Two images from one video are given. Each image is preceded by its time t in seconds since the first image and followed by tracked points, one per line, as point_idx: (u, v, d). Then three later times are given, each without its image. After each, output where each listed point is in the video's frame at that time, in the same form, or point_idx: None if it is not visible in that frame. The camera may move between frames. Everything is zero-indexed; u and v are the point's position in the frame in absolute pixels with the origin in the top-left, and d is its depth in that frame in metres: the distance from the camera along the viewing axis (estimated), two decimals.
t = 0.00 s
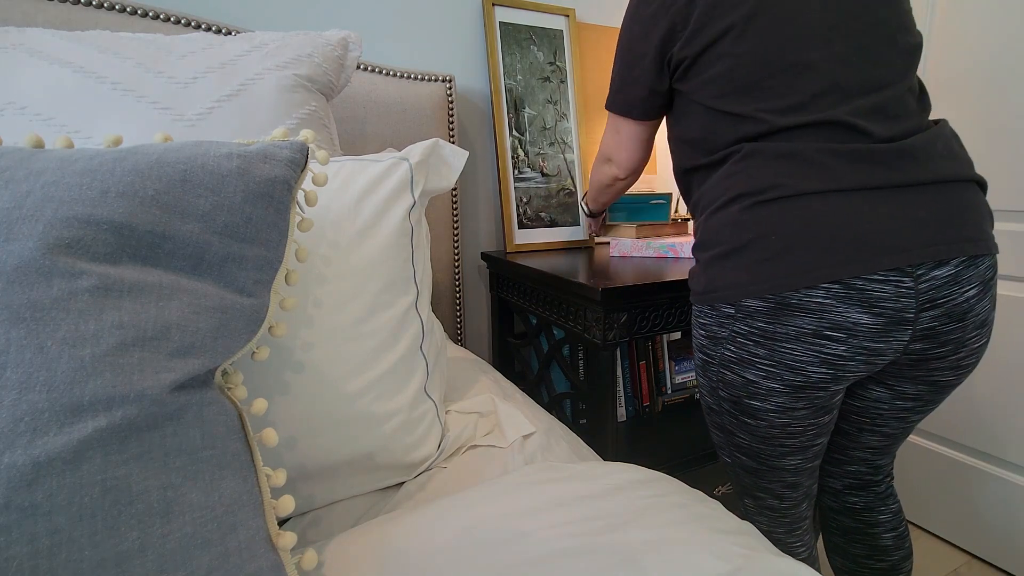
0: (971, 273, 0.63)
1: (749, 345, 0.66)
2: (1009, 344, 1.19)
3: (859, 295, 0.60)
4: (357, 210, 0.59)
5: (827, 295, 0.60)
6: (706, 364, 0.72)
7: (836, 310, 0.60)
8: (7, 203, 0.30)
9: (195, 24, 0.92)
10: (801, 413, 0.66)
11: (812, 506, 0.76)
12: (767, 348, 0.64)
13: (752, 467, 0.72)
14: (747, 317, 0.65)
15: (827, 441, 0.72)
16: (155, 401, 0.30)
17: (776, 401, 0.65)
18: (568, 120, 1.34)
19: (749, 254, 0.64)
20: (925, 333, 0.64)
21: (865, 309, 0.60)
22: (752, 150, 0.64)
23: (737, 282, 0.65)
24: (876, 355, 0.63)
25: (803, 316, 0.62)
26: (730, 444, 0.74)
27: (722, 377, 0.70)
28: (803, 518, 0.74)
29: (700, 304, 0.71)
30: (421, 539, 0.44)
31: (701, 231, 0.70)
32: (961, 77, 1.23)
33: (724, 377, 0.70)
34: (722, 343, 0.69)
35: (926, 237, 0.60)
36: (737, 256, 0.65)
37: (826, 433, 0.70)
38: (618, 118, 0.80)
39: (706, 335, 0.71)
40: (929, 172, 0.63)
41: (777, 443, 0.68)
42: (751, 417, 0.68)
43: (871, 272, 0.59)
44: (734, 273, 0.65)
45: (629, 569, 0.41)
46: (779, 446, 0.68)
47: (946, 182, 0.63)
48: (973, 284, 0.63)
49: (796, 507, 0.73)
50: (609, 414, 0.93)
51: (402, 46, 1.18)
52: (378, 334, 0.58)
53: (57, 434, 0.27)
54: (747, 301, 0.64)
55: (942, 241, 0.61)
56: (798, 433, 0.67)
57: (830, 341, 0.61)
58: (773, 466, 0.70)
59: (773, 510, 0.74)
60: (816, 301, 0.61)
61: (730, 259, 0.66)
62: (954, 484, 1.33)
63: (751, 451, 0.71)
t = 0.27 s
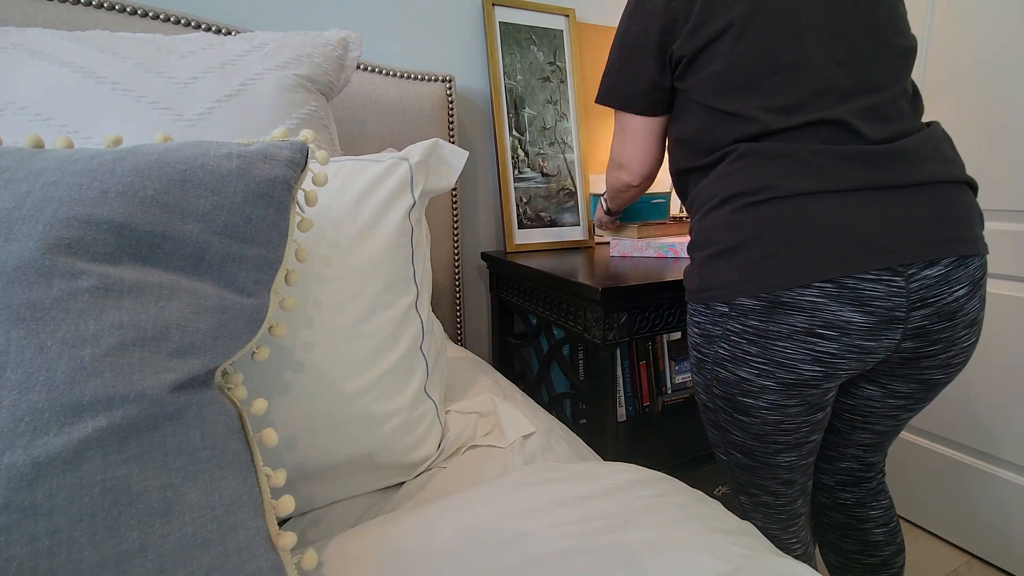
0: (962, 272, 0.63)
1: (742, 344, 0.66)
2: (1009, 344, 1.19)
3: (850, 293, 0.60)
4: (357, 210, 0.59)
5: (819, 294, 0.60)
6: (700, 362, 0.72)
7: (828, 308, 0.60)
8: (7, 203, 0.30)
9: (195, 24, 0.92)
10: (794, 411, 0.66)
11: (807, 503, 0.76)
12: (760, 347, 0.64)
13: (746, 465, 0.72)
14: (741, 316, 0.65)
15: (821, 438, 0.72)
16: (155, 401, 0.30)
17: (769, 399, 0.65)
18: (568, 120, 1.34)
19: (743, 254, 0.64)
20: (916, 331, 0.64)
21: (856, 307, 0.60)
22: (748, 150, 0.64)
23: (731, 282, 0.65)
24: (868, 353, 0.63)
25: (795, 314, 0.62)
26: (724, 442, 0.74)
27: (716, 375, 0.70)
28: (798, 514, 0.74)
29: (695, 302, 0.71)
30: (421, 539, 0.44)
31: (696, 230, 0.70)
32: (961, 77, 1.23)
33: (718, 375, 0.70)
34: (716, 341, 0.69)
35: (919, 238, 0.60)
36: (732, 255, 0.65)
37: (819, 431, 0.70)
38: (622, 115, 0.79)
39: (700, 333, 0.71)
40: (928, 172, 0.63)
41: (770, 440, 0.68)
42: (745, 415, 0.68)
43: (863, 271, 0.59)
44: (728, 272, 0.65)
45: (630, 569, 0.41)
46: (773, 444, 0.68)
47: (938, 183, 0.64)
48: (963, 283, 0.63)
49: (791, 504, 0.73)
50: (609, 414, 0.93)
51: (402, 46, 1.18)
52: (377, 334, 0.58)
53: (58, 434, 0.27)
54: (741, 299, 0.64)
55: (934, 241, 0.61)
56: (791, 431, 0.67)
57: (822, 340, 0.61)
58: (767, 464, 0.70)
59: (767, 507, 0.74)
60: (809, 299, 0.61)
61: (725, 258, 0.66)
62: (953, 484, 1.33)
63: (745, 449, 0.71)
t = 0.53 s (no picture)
0: (973, 276, 0.63)
1: (751, 346, 0.66)
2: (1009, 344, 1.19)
3: (863, 296, 0.60)
4: (357, 210, 0.59)
5: (833, 296, 0.60)
6: (707, 364, 0.72)
7: (841, 311, 0.60)
8: (7, 203, 0.30)
9: (195, 24, 0.92)
10: (802, 413, 0.66)
11: (810, 505, 0.76)
12: (770, 349, 0.64)
13: (751, 467, 0.72)
14: (751, 318, 0.65)
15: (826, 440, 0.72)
16: (155, 401, 0.30)
17: (778, 401, 0.65)
18: (569, 120, 1.33)
19: (754, 254, 0.64)
20: (926, 335, 0.64)
21: (869, 311, 0.60)
22: (760, 150, 0.63)
23: (740, 282, 0.65)
24: (879, 357, 0.63)
25: (807, 317, 0.61)
26: (729, 444, 0.74)
27: (723, 377, 0.70)
28: (801, 516, 0.74)
29: (702, 303, 0.71)
30: (421, 539, 0.44)
31: (706, 230, 0.70)
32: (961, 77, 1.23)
33: (725, 377, 0.70)
34: (724, 343, 0.69)
35: (927, 240, 0.60)
36: (741, 256, 0.65)
37: (825, 433, 0.70)
38: (624, 112, 0.79)
39: (707, 335, 0.71)
40: (929, 172, 0.63)
41: (776, 443, 0.68)
42: (752, 417, 0.68)
43: (877, 274, 0.59)
44: (738, 272, 0.65)
45: (629, 569, 0.41)
46: (779, 446, 0.68)
47: (947, 185, 0.63)
48: (974, 287, 0.64)
49: (795, 507, 0.73)
50: (609, 415, 0.93)
51: (402, 46, 1.18)
52: (378, 335, 0.58)
53: (57, 434, 0.27)
54: (752, 301, 0.64)
55: (944, 243, 0.61)
56: (798, 433, 0.67)
57: (834, 343, 0.62)
58: (772, 466, 0.70)
59: (770, 509, 0.74)
60: (822, 302, 0.61)
61: (734, 259, 0.66)
62: (953, 484, 1.33)
63: (751, 451, 0.71)
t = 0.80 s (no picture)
0: (980, 278, 0.63)
1: (756, 347, 0.66)
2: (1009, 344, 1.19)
3: (869, 298, 0.60)
4: (357, 210, 0.59)
5: (838, 298, 0.60)
6: (711, 365, 0.72)
7: (847, 313, 0.60)
8: (7, 203, 0.30)
9: (195, 24, 0.92)
10: (807, 415, 0.66)
11: (812, 507, 0.76)
12: (775, 350, 0.64)
13: (754, 468, 0.72)
14: (756, 319, 0.65)
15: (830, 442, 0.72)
16: (155, 401, 0.30)
17: (783, 403, 0.65)
18: (569, 120, 1.33)
19: (759, 255, 0.64)
20: (932, 337, 0.64)
21: (875, 313, 0.60)
22: (766, 149, 0.63)
23: (745, 283, 0.65)
24: (884, 359, 0.63)
25: (813, 318, 0.61)
26: (732, 445, 0.74)
27: (727, 378, 0.70)
28: (803, 518, 0.74)
29: (706, 303, 0.71)
30: (421, 539, 0.44)
31: (711, 230, 0.70)
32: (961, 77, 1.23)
33: (729, 378, 0.70)
34: (729, 344, 0.69)
35: (933, 242, 0.60)
36: (747, 257, 0.65)
37: (829, 435, 0.70)
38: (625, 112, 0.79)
39: (712, 335, 0.71)
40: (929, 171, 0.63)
41: (780, 444, 0.68)
42: (756, 418, 0.68)
43: (884, 276, 0.59)
44: (743, 273, 0.65)
45: (629, 570, 0.41)
46: (784, 448, 0.68)
47: (954, 187, 0.63)
48: (981, 289, 0.64)
49: (798, 508, 0.73)
50: (609, 415, 0.93)
51: (402, 46, 1.18)
52: (378, 335, 0.58)
53: (57, 434, 0.27)
54: (757, 302, 0.64)
55: (950, 245, 0.61)
56: (803, 435, 0.67)
57: (839, 345, 0.61)
58: (776, 467, 0.70)
59: (773, 510, 0.74)
60: (828, 304, 0.61)
61: (739, 259, 0.66)
62: (953, 484, 1.33)
63: (754, 452, 0.71)
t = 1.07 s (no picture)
0: (969, 274, 0.63)
1: (748, 344, 0.66)
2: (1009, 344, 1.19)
3: (859, 294, 0.60)
4: (357, 210, 0.59)
5: (827, 294, 0.60)
6: (705, 363, 0.72)
7: (836, 309, 0.60)
8: (7, 203, 0.30)
9: (195, 24, 0.92)
10: (800, 412, 0.66)
11: (809, 504, 0.75)
12: (767, 347, 0.64)
13: (750, 465, 0.72)
14: (747, 316, 0.65)
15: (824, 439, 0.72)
16: (155, 401, 0.30)
17: (775, 399, 0.65)
18: (568, 120, 1.33)
19: (750, 254, 0.64)
20: (923, 333, 0.64)
21: (864, 308, 0.60)
22: (756, 149, 0.63)
23: (737, 282, 0.65)
24: (874, 354, 0.63)
25: (804, 315, 0.62)
26: (728, 443, 0.74)
27: (720, 376, 0.70)
28: (800, 515, 0.74)
29: (699, 302, 0.71)
30: (422, 539, 0.44)
31: (703, 229, 0.70)
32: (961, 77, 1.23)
33: (723, 376, 0.70)
34: (722, 342, 0.69)
35: (924, 238, 0.60)
36: (738, 256, 0.65)
37: (823, 432, 0.70)
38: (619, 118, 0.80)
39: (705, 333, 0.71)
40: (930, 171, 0.63)
41: (774, 441, 0.68)
42: (750, 415, 0.68)
43: (873, 271, 0.59)
44: (734, 272, 0.65)
45: (629, 570, 0.41)
46: (777, 444, 0.68)
47: (946, 183, 0.64)
48: (971, 284, 0.64)
49: (794, 505, 0.73)
50: (609, 415, 0.93)
51: (402, 46, 1.18)
52: (378, 334, 0.58)
53: (58, 434, 0.27)
54: (747, 300, 0.64)
55: (942, 241, 0.61)
56: (796, 431, 0.67)
57: (829, 340, 0.62)
58: (771, 464, 0.70)
59: (770, 507, 0.74)
60: (816, 300, 0.61)
61: (730, 258, 0.66)
62: (953, 484, 1.33)
63: (749, 450, 0.71)
